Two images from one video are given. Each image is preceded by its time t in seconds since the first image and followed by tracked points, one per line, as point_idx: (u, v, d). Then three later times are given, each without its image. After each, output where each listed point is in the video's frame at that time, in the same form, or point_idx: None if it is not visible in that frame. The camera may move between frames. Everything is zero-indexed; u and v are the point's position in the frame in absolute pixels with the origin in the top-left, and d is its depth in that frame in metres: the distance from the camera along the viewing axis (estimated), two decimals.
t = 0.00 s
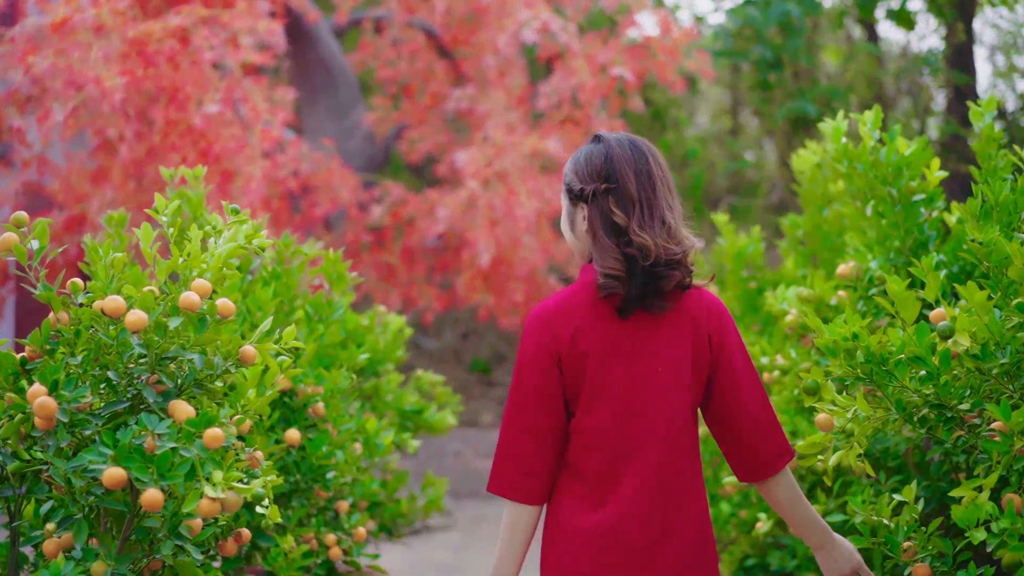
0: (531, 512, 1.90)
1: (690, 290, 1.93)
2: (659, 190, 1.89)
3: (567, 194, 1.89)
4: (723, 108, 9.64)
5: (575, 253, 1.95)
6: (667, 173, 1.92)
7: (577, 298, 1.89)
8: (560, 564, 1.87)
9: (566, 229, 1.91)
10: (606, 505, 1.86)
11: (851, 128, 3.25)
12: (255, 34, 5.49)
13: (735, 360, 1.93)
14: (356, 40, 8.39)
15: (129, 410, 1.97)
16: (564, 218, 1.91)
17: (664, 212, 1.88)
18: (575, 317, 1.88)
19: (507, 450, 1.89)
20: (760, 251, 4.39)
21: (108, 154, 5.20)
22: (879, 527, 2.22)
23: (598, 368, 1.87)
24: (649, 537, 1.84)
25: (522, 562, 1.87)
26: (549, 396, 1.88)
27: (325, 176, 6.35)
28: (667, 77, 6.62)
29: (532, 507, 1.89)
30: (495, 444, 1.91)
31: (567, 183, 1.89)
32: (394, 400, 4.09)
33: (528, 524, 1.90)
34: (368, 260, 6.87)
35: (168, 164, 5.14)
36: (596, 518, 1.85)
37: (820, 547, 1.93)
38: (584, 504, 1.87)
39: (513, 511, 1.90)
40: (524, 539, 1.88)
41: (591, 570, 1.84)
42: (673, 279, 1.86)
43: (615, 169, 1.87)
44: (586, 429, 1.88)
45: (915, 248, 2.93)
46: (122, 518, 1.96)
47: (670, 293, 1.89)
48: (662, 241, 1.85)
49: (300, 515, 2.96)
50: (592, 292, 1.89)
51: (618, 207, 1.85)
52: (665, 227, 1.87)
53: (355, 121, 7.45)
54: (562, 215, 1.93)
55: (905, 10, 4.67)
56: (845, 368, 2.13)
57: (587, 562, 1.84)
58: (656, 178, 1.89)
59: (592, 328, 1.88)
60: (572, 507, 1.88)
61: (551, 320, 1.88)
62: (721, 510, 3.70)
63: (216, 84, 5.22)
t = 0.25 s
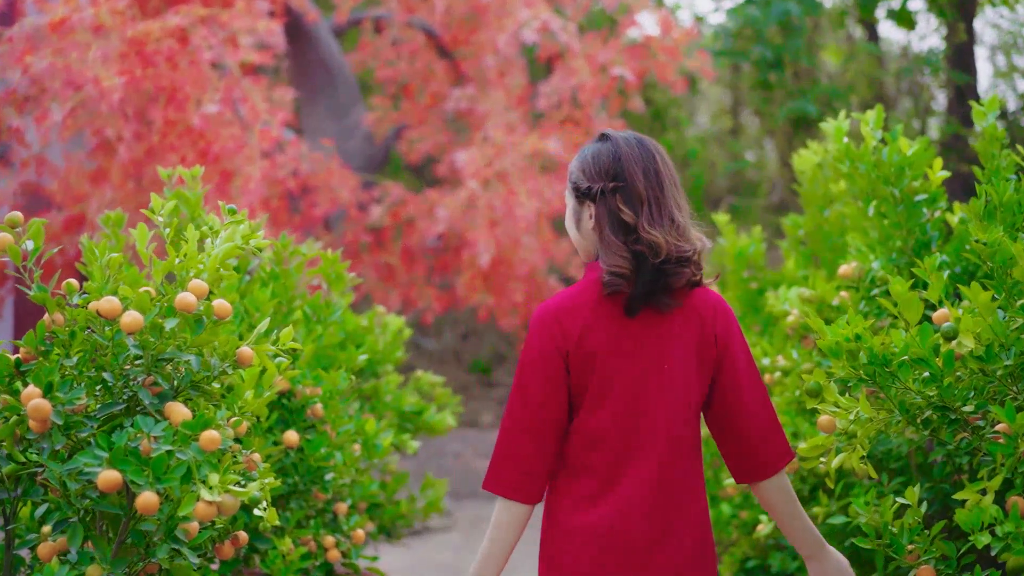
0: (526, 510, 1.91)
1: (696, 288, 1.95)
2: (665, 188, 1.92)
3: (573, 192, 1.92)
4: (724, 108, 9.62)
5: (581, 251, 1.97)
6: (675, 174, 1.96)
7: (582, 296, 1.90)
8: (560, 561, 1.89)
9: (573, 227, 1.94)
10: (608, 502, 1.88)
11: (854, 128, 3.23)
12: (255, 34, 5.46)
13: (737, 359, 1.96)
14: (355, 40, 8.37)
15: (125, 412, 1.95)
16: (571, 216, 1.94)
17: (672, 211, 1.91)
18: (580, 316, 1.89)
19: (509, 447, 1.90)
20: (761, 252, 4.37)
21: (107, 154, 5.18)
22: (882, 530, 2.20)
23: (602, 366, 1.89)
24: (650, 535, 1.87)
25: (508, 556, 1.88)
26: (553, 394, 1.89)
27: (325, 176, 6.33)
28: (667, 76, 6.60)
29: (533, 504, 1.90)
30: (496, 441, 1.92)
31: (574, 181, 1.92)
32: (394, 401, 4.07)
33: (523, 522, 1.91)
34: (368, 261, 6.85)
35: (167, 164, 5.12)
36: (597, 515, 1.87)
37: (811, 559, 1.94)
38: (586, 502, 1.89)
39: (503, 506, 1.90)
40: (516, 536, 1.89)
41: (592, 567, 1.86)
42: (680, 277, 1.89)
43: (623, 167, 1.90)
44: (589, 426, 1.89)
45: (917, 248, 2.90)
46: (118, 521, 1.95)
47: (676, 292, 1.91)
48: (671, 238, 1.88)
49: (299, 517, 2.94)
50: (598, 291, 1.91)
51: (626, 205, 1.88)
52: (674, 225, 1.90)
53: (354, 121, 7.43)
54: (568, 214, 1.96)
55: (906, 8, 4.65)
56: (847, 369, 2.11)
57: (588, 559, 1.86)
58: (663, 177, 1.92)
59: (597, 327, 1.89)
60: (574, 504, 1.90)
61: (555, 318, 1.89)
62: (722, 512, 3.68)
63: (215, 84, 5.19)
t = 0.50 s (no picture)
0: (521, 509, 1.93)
1: (699, 291, 1.95)
2: (670, 190, 1.94)
3: (579, 194, 1.93)
4: (724, 108, 9.59)
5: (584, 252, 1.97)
6: (678, 177, 1.97)
7: (583, 297, 1.92)
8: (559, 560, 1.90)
9: (577, 228, 1.94)
10: (607, 503, 1.89)
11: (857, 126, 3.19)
12: (254, 33, 5.44)
13: (738, 362, 1.96)
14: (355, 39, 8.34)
15: (121, 413, 1.93)
16: (574, 218, 1.95)
17: (676, 214, 1.93)
18: (580, 317, 1.91)
19: (508, 447, 1.92)
20: (762, 252, 4.34)
21: (106, 153, 5.16)
22: (886, 532, 2.18)
23: (603, 367, 1.90)
24: (648, 536, 1.88)
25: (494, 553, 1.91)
26: (553, 394, 1.91)
27: (324, 176, 6.30)
28: (668, 76, 6.57)
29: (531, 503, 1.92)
30: (496, 440, 1.94)
31: (581, 182, 1.92)
32: (394, 402, 4.05)
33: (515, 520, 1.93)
34: (367, 261, 6.83)
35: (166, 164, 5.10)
36: (597, 516, 1.89)
37: (806, 569, 1.95)
38: (586, 502, 1.90)
39: (495, 506, 1.92)
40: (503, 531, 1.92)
41: (591, 567, 1.88)
42: (684, 280, 1.90)
43: (629, 170, 1.91)
44: (589, 427, 1.90)
45: (920, 248, 2.88)
46: (113, 523, 1.93)
47: (678, 295, 1.92)
48: (677, 240, 1.89)
49: (297, 518, 2.92)
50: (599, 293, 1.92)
51: (631, 207, 1.89)
52: (679, 228, 1.92)
53: (354, 120, 7.41)
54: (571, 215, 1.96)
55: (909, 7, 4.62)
56: (851, 370, 2.09)
57: (587, 558, 1.88)
58: (668, 180, 1.94)
59: (597, 328, 1.90)
60: (573, 505, 1.91)
61: (556, 319, 1.91)
62: (723, 513, 3.65)
63: (214, 83, 5.17)
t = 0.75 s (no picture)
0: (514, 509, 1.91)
1: (698, 298, 1.93)
2: (671, 199, 1.91)
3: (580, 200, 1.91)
4: (725, 107, 9.57)
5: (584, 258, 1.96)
6: (681, 185, 1.94)
7: (581, 300, 1.90)
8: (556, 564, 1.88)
9: (577, 235, 1.92)
10: (604, 507, 1.87)
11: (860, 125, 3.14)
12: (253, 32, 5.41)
13: (738, 368, 1.94)
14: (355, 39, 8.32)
15: (117, 414, 1.91)
16: (575, 223, 1.93)
17: (676, 223, 1.90)
18: (578, 319, 1.89)
19: (504, 449, 1.90)
20: (764, 251, 4.32)
21: (105, 153, 5.13)
22: (890, 534, 2.16)
23: (601, 370, 1.88)
24: (647, 540, 1.85)
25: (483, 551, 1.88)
26: (550, 397, 1.89)
27: (324, 175, 6.28)
28: (669, 75, 6.55)
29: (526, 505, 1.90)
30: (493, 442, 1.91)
31: (581, 189, 1.91)
32: (393, 403, 4.02)
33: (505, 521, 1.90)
34: (367, 261, 6.80)
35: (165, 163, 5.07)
36: (593, 519, 1.86)
37: None
38: (582, 506, 1.88)
39: (486, 504, 1.89)
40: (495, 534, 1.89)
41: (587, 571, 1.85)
42: (682, 288, 1.88)
43: (630, 177, 1.89)
44: (586, 431, 1.88)
45: (924, 247, 2.86)
46: (109, 525, 1.90)
47: (678, 302, 1.90)
48: (677, 249, 1.87)
49: (295, 520, 2.89)
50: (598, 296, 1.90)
51: (631, 215, 1.87)
52: (679, 237, 1.90)
53: (354, 120, 7.38)
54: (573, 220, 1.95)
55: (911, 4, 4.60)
56: (855, 370, 2.07)
57: (584, 562, 1.86)
58: (669, 188, 1.91)
59: (594, 331, 1.89)
60: (570, 509, 1.88)
61: (554, 320, 1.89)
62: (724, 515, 3.62)
63: (213, 82, 5.14)
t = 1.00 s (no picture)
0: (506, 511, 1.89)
1: (696, 304, 1.91)
2: (667, 206, 1.87)
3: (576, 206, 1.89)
4: (725, 107, 9.54)
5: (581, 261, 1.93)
6: (679, 191, 1.90)
7: (578, 304, 1.88)
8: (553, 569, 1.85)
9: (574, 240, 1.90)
10: (602, 512, 1.84)
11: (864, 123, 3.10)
12: (253, 30, 5.38)
13: (736, 374, 1.92)
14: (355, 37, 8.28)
15: (112, 414, 1.88)
16: (572, 227, 1.91)
17: (672, 230, 1.87)
18: (575, 323, 1.87)
19: (499, 453, 1.87)
20: (766, 250, 4.29)
21: (104, 152, 5.10)
22: (896, 537, 2.14)
23: (597, 374, 1.86)
24: (645, 546, 1.83)
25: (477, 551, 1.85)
26: (546, 400, 1.87)
27: (324, 175, 6.25)
28: (669, 74, 6.52)
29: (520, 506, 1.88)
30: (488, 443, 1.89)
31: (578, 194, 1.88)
32: (394, 403, 4.00)
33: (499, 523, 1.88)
34: (367, 260, 6.77)
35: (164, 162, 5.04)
36: (590, 524, 1.84)
37: None
38: (579, 510, 1.85)
39: (479, 508, 1.86)
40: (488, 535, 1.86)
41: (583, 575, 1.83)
42: (679, 294, 1.86)
43: (624, 183, 1.86)
44: (583, 436, 1.86)
45: (928, 247, 2.83)
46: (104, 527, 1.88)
47: (672, 308, 1.88)
48: (670, 257, 1.84)
49: (294, 522, 2.87)
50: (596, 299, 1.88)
51: (625, 221, 1.85)
52: (674, 245, 1.86)
53: (354, 120, 7.35)
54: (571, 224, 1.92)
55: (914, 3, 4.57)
56: (861, 371, 2.04)
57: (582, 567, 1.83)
58: (666, 194, 1.88)
59: (591, 335, 1.86)
60: (567, 514, 1.86)
61: (551, 323, 1.87)
62: (726, 516, 3.59)
63: (212, 81, 5.11)
